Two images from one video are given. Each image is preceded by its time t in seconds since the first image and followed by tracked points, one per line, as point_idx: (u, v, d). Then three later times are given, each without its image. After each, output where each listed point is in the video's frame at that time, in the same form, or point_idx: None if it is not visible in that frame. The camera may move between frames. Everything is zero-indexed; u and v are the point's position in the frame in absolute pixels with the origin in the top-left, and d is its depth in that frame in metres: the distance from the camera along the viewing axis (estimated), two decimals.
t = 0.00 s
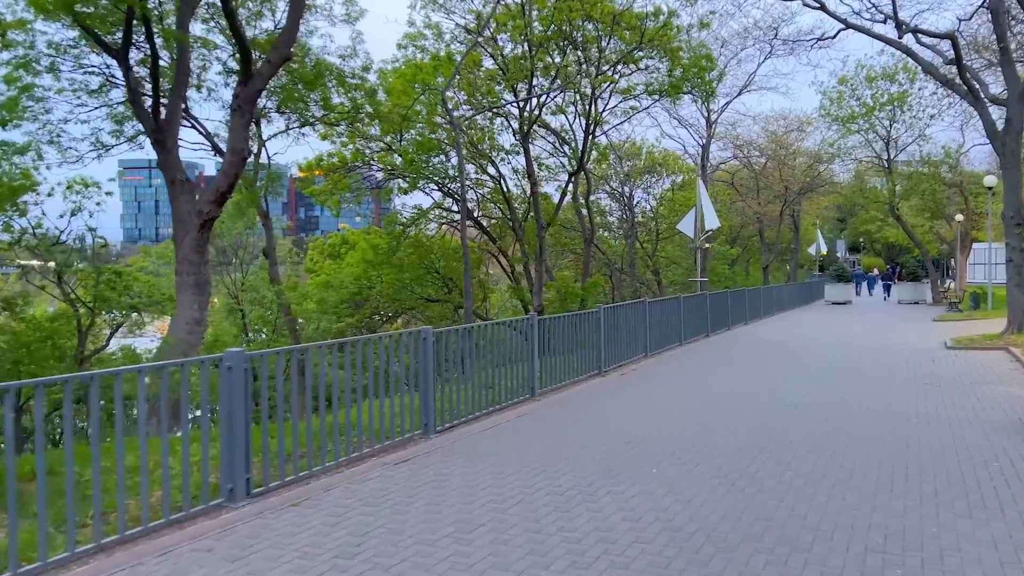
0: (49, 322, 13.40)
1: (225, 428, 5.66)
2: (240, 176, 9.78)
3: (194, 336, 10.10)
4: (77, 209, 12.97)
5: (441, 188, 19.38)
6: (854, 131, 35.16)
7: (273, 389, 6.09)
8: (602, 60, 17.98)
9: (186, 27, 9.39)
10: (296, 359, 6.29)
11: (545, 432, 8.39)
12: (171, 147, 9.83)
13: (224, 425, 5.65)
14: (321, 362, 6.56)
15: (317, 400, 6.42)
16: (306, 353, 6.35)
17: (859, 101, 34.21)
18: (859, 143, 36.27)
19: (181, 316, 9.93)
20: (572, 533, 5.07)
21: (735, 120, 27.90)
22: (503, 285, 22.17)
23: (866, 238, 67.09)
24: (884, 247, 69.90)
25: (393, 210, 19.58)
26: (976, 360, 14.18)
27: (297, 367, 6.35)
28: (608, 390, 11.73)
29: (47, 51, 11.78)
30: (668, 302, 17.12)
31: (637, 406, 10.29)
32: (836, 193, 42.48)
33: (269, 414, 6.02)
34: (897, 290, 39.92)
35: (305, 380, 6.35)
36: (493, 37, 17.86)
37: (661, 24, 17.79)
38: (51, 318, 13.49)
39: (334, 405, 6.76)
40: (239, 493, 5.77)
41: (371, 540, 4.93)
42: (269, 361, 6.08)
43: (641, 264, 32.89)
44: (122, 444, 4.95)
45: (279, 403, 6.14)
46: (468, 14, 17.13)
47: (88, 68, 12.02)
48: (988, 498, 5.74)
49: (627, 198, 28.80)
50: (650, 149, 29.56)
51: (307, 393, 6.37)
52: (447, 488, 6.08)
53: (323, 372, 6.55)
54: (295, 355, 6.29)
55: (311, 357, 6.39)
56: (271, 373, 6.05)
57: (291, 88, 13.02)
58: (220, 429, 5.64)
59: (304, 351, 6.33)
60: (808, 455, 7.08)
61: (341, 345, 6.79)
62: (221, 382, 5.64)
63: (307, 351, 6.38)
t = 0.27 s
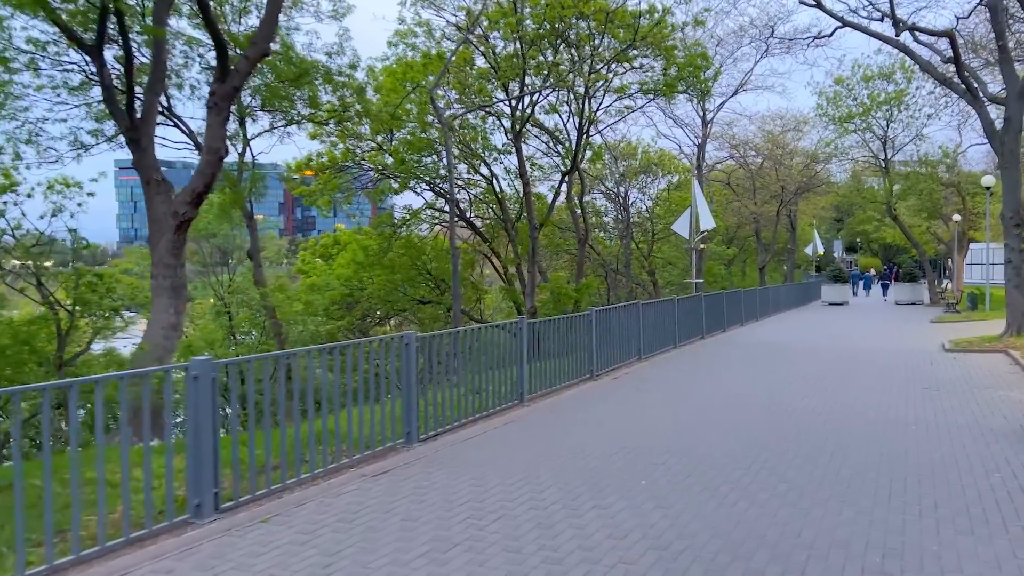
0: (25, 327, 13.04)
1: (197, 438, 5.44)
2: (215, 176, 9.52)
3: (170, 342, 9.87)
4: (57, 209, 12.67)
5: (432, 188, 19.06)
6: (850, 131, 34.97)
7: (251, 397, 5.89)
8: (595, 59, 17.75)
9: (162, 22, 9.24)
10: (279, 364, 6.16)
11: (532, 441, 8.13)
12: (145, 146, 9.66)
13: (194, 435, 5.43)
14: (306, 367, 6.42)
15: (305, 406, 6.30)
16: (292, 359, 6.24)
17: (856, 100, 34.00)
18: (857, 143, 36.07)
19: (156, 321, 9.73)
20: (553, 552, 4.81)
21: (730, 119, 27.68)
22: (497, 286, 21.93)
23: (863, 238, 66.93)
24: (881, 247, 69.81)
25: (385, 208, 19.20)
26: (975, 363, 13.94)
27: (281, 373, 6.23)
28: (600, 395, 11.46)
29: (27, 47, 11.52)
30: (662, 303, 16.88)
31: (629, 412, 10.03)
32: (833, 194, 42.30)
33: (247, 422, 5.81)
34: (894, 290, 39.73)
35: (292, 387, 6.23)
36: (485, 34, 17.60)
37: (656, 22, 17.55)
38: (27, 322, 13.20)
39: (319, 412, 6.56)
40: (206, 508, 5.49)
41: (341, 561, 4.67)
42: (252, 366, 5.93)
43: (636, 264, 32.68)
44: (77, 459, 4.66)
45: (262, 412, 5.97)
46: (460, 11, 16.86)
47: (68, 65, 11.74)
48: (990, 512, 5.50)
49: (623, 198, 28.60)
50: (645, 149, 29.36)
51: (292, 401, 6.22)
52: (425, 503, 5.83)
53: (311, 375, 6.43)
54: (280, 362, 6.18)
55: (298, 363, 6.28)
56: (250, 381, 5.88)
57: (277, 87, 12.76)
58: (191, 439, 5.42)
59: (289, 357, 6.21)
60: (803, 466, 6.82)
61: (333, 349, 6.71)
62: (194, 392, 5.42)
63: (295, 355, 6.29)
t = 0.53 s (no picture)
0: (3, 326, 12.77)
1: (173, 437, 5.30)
2: (186, 171, 9.34)
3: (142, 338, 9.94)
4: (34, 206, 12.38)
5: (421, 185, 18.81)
6: (845, 130, 34.80)
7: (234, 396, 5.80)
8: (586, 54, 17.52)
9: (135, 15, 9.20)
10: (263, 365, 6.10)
11: (515, 443, 7.89)
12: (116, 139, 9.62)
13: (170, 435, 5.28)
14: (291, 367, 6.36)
15: (292, 406, 6.23)
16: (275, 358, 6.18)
17: (851, 98, 33.81)
18: (852, 142, 35.89)
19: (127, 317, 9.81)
20: (526, 562, 4.57)
21: (724, 118, 27.46)
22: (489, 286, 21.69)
23: (860, 237, 66.76)
24: (878, 247, 69.65)
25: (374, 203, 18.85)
26: (971, 363, 13.72)
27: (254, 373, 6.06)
28: (588, 395, 11.21)
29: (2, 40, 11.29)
30: (654, 302, 16.66)
31: (616, 413, 9.79)
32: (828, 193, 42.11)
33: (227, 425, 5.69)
34: (890, 290, 39.54)
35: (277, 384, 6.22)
36: (475, 29, 17.37)
37: (647, 17, 17.32)
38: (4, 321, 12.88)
39: (302, 413, 6.44)
40: (165, 516, 5.25)
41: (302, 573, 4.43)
42: (236, 365, 5.86)
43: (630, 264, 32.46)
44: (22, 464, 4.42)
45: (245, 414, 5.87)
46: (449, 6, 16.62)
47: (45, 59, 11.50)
48: (985, 519, 5.28)
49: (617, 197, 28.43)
50: (639, 147, 29.15)
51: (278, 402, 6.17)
52: (397, 509, 5.59)
53: (301, 377, 6.35)
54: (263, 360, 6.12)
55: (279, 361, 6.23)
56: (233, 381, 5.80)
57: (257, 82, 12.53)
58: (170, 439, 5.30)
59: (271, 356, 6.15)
60: (792, 470, 6.59)
61: (311, 348, 6.55)
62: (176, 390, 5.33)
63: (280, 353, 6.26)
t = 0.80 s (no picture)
0: None
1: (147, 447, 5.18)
2: (156, 171, 9.37)
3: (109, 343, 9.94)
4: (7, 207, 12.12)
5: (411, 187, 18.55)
6: (840, 130, 34.62)
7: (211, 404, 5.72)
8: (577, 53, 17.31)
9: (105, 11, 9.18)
10: (246, 371, 6.02)
11: (496, 452, 7.65)
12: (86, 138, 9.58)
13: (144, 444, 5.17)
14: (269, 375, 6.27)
15: (275, 409, 6.23)
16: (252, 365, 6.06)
17: (846, 98, 33.62)
18: (847, 142, 35.71)
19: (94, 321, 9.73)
20: None
21: (719, 118, 27.23)
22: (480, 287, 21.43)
23: (856, 237, 66.66)
24: (873, 247, 69.63)
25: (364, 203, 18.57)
26: (966, 366, 13.52)
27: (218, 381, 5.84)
28: (575, 401, 10.96)
29: None
30: (645, 305, 16.42)
31: (603, 419, 9.55)
32: (824, 193, 41.94)
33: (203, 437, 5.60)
34: (885, 290, 39.37)
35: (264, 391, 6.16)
36: (465, 28, 17.12)
37: (638, 15, 17.08)
38: None
39: (279, 417, 6.36)
40: (120, 535, 4.98)
41: None
42: (215, 371, 5.80)
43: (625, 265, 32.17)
44: None
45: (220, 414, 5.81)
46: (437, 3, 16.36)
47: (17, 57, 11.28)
48: (980, 536, 5.05)
49: (610, 197, 28.23)
50: (633, 147, 28.97)
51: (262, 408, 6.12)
52: (366, 526, 5.35)
53: (285, 380, 6.39)
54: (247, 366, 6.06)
55: (262, 366, 6.13)
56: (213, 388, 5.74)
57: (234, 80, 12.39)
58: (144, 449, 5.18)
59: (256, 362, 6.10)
60: (780, 481, 6.36)
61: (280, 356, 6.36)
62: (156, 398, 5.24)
63: (264, 358, 6.19)
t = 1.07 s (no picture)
0: None
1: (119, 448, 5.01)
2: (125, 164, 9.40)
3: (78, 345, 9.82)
4: None
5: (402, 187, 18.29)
6: (835, 128, 34.45)
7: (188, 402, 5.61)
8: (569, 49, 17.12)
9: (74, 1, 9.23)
10: (230, 368, 5.96)
11: (478, 456, 7.41)
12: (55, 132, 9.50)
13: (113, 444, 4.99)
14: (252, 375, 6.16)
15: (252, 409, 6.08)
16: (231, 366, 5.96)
17: (842, 97, 33.45)
18: (842, 141, 35.56)
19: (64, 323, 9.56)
20: None
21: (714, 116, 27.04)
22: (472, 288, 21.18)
23: (852, 237, 66.53)
24: (869, 247, 69.56)
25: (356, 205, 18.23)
26: (962, 367, 13.32)
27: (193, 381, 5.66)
28: (563, 402, 10.71)
29: None
30: (638, 304, 16.15)
31: (591, 421, 9.32)
32: (819, 193, 41.78)
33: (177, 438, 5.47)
34: (881, 290, 39.20)
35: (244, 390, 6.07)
36: (456, 23, 16.83)
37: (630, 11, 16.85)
38: None
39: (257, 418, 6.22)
40: (73, 545, 4.72)
41: None
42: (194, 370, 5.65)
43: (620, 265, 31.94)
44: None
45: (199, 411, 5.74)
46: None
47: None
48: (978, 543, 4.84)
49: (604, 196, 28.02)
50: (628, 145, 28.80)
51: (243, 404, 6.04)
52: (336, 534, 5.11)
53: (273, 378, 6.34)
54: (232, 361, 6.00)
55: (247, 365, 6.07)
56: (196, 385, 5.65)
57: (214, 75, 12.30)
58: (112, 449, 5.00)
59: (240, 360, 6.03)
60: (770, 486, 6.13)
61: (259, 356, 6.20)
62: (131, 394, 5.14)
63: (254, 356, 6.15)
